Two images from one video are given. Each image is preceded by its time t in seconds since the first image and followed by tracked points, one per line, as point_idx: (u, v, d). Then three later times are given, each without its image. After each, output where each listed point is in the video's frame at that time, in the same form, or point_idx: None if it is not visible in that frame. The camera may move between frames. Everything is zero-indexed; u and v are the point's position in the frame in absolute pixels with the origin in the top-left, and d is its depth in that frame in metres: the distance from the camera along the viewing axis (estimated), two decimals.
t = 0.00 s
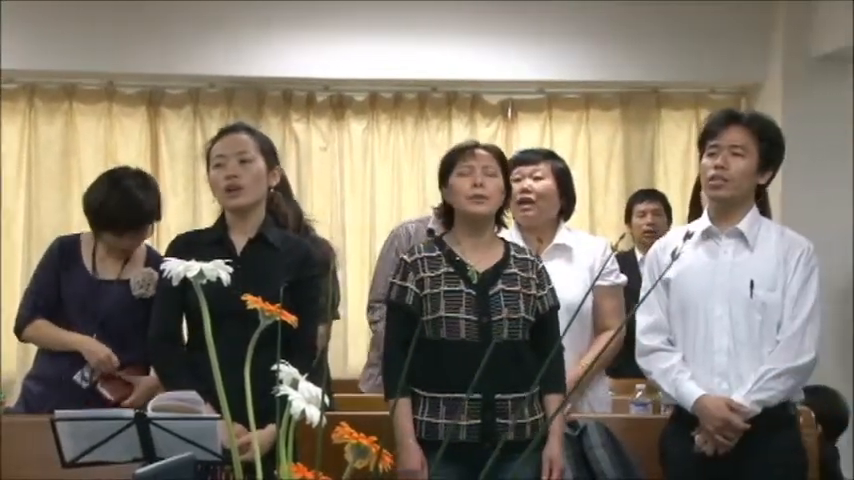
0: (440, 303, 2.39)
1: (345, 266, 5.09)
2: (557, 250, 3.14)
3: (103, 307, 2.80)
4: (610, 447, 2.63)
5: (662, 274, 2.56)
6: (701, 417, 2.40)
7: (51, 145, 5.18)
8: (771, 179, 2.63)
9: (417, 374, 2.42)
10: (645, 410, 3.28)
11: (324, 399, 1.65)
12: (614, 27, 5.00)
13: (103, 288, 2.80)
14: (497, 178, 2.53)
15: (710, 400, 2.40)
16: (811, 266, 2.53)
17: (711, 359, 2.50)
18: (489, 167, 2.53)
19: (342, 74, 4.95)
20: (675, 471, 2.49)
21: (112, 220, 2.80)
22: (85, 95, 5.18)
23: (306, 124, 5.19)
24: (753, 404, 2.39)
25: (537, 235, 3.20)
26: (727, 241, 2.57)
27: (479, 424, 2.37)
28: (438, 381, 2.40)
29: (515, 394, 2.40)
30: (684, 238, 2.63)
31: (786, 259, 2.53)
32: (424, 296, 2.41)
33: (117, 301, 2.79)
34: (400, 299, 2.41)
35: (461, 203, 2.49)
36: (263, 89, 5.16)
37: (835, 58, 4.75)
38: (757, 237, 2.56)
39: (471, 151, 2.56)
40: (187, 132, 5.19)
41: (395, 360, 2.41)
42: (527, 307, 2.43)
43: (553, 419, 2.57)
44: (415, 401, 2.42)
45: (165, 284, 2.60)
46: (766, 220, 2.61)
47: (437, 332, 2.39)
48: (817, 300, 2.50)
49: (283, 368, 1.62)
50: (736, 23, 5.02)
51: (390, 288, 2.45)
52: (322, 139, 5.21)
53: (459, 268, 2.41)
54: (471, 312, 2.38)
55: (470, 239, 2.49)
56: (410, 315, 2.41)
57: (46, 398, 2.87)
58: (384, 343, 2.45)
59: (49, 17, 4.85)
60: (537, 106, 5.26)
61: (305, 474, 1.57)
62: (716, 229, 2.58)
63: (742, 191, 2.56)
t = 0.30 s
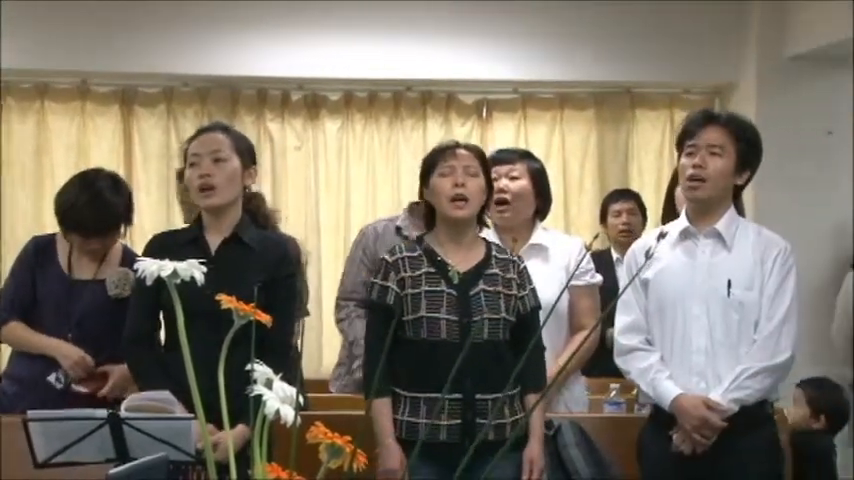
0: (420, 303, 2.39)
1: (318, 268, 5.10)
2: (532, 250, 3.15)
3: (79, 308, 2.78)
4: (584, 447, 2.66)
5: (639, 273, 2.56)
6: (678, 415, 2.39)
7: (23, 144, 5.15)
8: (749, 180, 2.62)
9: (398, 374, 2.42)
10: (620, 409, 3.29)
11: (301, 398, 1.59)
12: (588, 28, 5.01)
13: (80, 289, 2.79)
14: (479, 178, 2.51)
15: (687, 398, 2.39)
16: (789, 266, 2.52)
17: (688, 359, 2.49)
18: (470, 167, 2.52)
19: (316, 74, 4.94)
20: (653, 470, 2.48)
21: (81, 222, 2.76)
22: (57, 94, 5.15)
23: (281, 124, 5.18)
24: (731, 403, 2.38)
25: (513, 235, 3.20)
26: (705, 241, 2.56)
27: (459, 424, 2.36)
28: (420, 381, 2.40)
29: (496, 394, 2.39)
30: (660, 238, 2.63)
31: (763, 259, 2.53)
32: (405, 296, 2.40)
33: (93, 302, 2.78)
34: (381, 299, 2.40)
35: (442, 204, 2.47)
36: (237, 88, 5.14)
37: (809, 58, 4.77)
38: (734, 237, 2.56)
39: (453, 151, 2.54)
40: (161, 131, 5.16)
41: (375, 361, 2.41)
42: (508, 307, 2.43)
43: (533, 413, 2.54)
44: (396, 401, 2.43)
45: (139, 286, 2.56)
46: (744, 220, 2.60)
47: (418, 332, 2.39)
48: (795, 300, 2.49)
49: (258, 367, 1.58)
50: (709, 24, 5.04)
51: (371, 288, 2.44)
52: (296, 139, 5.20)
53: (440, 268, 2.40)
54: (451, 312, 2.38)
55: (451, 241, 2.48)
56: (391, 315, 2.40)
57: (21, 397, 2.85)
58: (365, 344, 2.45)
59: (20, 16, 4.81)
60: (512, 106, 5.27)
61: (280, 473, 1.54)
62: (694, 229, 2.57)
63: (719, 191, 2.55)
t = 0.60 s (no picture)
0: (402, 303, 2.38)
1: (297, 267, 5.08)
2: (510, 249, 3.16)
3: (54, 307, 2.78)
4: (560, 446, 2.66)
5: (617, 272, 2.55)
6: (656, 414, 2.38)
7: None
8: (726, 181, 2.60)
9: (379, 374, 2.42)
10: (596, 409, 3.30)
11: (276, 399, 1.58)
12: (564, 28, 5.03)
13: (55, 288, 2.79)
14: (461, 178, 2.51)
15: (666, 397, 2.38)
16: (765, 267, 2.52)
17: (666, 359, 2.49)
18: (452, 167, 2.51)
19: (292, 73, 4.94)
20: (631, 469, 2.49)
21: (56, 225, 2.75)
22: (32, 93, 5.12)
23: (257, 124, 5.17)
24: (709, 402, 2.38)
25: (489, 235, 3.20)
26: (683, 241, 2.55)
27: (440, 424, 2.36)
28: (401, 381, 2.40)
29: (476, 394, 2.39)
30: (636, 238, 2.62)
31: (741, 259, 2.53)
32: (387, 296, 2.40)
33: (68, 301, 2.77)
34: (362, 299, 2.39)
35: (424, 204, 2.46)
36: (212, 88, 5.13)
37: (784, 59, 4.80)
38: (712, 237, 2.55)
39: (434, 151, 2.53)
40: (136, 131, 5.15)
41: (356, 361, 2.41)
42: (489, 308, 2.43)
43: (514, 410, 2.53)
44: (377, 401, 2.43)
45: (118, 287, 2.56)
46: (721, 221, 2.59)
47: (399, 332, 2.39)
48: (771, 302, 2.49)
49: (234, 368, 1.57)
50: (685, 24, 5.05)
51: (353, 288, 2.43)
52: (272, 139, 5.19)
53: (422, 268, 2.40)
54: (432, 313, 2.37)
55: (432, 241, 2.47)
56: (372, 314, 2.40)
57: None
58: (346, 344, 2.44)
59: None
60: (489, 106, 5.27)
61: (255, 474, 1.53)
62: (671, 229, 2.57)
63: (696, 191, 2.53)
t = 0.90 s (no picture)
0: (382, 299, 2.38)
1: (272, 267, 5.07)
2: (491, 249, 3.16)
3: (25, 310, 2.75)
4: (538, 445, 2.61)
5: (594, 269, 2.55)
6: (634, 412, 2.38)
7: None
8: (701, 182, 2.62)
9: (357, 372, 2.42)
10: (573, 408, 3.31)
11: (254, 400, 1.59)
12: (540, 28, 5.04)
13: (26, 291, 2.76)
14: (442, 178, 2.51)
15: (642, 396, 2.38)
16: (739, 268, 2.54)
17: (642, 357, 2.49)
18: (433, 167, 2.51)
19: (268, 72, 4.92)
20: (607, 467, 2.48)
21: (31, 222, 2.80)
22: (7, 92, 5.11)
23: (233, 123, 5.17)
24: (684, 400, 2.39)
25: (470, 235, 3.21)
26: (658, 240, 2.56)
27: (417, 422, 2.35)
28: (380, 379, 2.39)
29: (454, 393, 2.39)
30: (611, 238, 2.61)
31: (715, 259, 2.54)
32: (367, 291, 2.39)
33: (40, 302, 2.75)
34: (343, 293, 2.40)
35: (405, 203, 2.48)
36: (189, 87, 5.12)
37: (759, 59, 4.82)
38: (686, 237, 2.56)
39: (416, 151, 2.53)
40: (112, 131, 5.14)
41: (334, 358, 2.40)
42: (470, 306, 2.42)
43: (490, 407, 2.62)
44: (355, 398, 2.42)
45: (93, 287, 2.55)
46: (695, 222, 2.60)
47: (378, 328, 2.38)
48: (745, 303, 2.50)
49: (209, 368, 1.57)
50: (661, 25, 5.07)
51: (333, 282, 2.43)
52: (249, 138, 5.18)
53: (403, 264, 2.40)
54: (412, 309, 2.37)
55: (413, 238, 2.48)
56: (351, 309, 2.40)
57: None
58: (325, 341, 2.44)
59: None
60: (465, 106, 5.28)
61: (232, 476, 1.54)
62: (646, 228, 2.57)
63: (672, 193, 2.54)
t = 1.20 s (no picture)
0: (356, 297, 2.38)
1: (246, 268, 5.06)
2: (471, 249, 3.15)
3: None
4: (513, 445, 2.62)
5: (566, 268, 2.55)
6: (605, 410, 2.38)
7: None
8: (672, 180, 2.63)
9: (330, 369, 2.41)
10: (547, 407, 3.32)
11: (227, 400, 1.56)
12: (515, 28, 5.04)
13: None
14: (418, 176, 2.51)
15: (614, 395, 2.38)
16: (709, 268, 2.56)
17: (614, 355, 2.49)
18: (410, 165, 2.51)
19: (244, 71, 4.92)
20: (578, 464, 2.48)
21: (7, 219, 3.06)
22: None
23: (207, 122, 5.14)
24: (656, 399, 2.39)
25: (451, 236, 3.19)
26: (630, 238, 2.56)
27: (388, 420, 2.35)
28: (353, 376, 2.38)
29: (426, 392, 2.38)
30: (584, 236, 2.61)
31: (686, 259, 2.55)
32: (342, 288, 2.40)
33: (10, 302, 2.94)
34: (318, 289, 2.40)
35: (382, 200, 2.47)
36: (162, 86, 5.10)
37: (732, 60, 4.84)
38: (657, 237, 2.57)
39: (391, 151, 2.53)
40: (85, 130, 5.12)
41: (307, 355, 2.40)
42: (445, 305, 2.42)
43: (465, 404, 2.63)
44: (327, 395, 2.42)
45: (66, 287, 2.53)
46: (666, 222, 2.61)
47: (352, 325, 2.38)
48: (715, 303, 2.52)
49: (183, 367, 1.52)
50: (635, 24, 5.09)
51: (309, 279, 2.43)
52: (223, 137, 5.16)
53: (379, 262, 2.40)
54: (387, 307, 2.37)
55: (391, 236, 2.48)
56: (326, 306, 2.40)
57: None
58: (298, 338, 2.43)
59: None
60: (441, 106, 5.28)
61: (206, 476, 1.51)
62: (619, 226, 2.57)
63: (644, 194, 2.55)
